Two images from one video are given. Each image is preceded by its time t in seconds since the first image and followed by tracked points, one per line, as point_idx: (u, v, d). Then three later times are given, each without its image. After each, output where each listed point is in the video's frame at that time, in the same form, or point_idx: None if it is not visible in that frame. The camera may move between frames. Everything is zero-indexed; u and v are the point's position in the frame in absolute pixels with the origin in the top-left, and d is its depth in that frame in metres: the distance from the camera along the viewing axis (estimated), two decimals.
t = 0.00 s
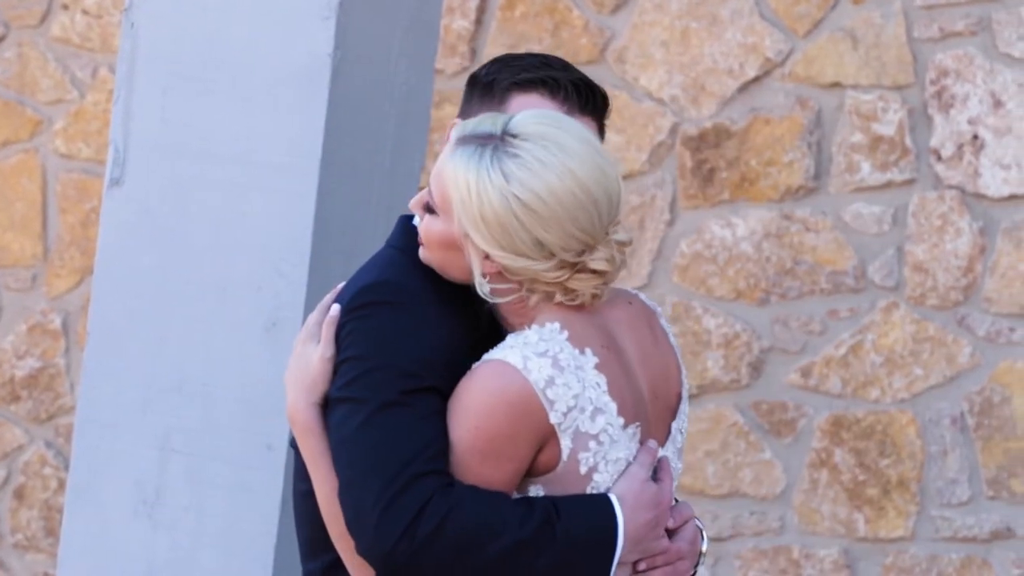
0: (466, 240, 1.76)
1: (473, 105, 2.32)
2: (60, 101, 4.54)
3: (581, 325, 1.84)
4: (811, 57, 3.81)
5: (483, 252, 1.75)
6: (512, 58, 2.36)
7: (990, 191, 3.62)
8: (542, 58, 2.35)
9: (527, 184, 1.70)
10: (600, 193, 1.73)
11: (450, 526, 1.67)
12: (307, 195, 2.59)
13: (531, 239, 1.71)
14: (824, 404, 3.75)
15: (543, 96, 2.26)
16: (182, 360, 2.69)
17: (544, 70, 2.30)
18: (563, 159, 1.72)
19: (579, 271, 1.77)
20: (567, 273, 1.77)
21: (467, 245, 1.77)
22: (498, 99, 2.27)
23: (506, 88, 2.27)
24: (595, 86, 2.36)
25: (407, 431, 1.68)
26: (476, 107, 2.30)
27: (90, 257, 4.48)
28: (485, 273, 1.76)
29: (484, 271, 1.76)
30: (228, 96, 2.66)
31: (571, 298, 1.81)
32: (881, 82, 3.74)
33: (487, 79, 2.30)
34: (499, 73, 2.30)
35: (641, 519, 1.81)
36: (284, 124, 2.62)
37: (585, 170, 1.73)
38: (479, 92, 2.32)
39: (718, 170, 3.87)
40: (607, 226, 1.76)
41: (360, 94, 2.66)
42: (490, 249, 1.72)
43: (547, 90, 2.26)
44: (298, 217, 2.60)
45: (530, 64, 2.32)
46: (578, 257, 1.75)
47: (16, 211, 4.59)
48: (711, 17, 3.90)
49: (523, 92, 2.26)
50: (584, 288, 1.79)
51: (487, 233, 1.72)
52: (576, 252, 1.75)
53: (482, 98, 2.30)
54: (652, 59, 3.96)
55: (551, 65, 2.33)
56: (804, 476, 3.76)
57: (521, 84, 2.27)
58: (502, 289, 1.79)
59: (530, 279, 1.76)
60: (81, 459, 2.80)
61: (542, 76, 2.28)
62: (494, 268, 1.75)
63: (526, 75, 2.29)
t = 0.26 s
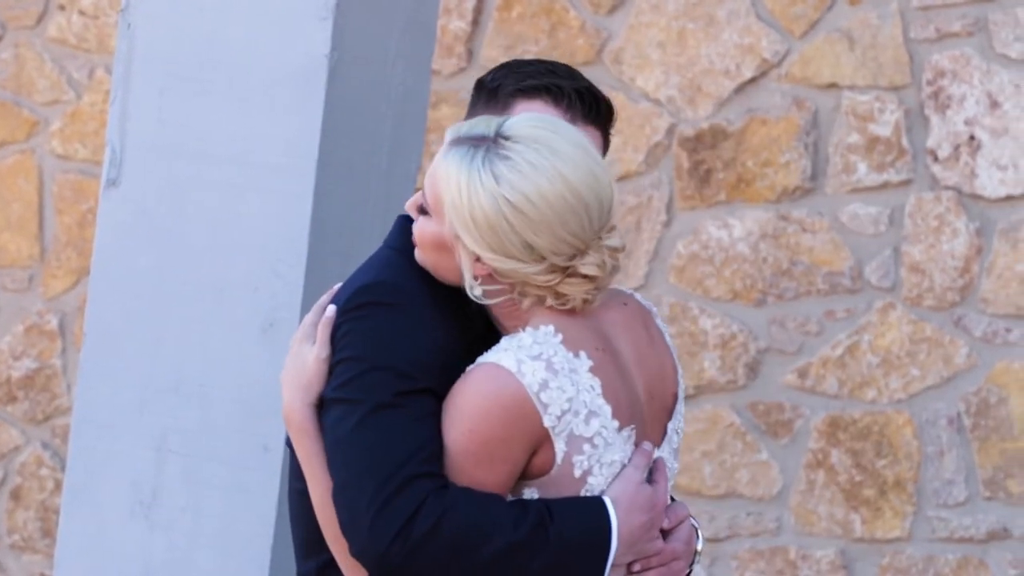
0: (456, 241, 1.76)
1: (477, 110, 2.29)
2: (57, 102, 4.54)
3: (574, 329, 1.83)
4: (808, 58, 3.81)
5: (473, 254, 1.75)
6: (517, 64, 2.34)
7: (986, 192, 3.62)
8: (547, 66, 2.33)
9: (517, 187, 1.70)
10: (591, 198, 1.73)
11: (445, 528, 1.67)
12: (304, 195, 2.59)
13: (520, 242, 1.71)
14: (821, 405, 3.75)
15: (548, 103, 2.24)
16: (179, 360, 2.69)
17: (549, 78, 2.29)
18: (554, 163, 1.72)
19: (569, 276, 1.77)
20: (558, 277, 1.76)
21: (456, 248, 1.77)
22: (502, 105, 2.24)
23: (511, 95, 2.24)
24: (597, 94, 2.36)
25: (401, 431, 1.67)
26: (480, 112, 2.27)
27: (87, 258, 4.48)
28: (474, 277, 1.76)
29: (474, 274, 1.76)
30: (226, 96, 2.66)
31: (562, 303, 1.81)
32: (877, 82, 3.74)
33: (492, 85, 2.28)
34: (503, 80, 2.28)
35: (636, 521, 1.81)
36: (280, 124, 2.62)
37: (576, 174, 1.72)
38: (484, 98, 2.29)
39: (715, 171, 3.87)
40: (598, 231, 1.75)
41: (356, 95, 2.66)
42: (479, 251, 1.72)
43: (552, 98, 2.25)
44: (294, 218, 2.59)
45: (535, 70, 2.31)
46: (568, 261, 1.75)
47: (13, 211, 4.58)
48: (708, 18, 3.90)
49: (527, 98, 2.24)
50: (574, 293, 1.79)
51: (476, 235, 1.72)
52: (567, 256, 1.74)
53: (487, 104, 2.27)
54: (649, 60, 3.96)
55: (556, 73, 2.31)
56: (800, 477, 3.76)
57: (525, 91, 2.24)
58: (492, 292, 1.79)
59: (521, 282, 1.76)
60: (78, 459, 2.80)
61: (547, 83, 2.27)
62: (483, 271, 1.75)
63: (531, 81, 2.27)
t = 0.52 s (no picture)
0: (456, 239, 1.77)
1: (467, 103, 2.29)
2: (54, 103, 4.54)
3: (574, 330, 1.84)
4: (805, 58, 3.81)
5: (473, 251, 1.75)
6: (508, 58, 2.33)
7: (983, 193, 3.62)
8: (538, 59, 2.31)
9: (517, 187, 1.70)
10: (591, 200, 1.73)
11: (442, 530, 1.67)
12: (302, 195, 2.59)
13: (520, 242, 1.71)
14: (818, 405, 3.75)
15: (542, 98, 2.24)
16: (176, 360, 2.69)
17: (540, 71, 2.28)
18: (556, 164, 1.72)
19: (569, 277, 1.77)
20: (557, 278, 1.76)
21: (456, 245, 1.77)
22: (495, 101, 2.24)
23: (503, 90, 2.24)
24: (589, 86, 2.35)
25: (396, 435, 1.68)
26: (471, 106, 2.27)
27: (84, 259, 4.47)
28: (474, 273, 1.77)
29: (473, 270, 1.76)
30: (224, 96, 2.66)
31: (561, 303, 1.81)
32: (875, 83, 3.74)
33: (483, 78, 2.27)
34: (495, 74, 2.27)
35: (633, 522, 1.80)
36: (279, 124, 2.62)
37: (577, 176, 1.72)
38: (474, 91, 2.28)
39: (712, 171, 3.88)
40: (598, 233, 1.75)
41: (354, 95, 2.66)
42: (479, 250, 1.73)
43: (546, 93, 2.25)
44: (293, 219, 2.60)
45: (526, 64, 2.29)
46: (568, 263, 1.75)
47: (10, 212, 4.58)
48: (705, 19, 3.90)
49: (520, 93, 2.24)
50: (573, 294, 1.79)
51: (477, 234, 1.72)
52: (567, 257, 1.74)
53: (478, 99, 2.27)
54: (646, 61, 3.96)
55: (547, 65, 2.31)
56: (798, 478, 3.76)
57: (518, 85, 2.24)
58: (493, 290, 1.80)
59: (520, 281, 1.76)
60: (75, 460, 2.80)
61: (540, 78, 2.26)
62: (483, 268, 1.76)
63: (524, 75, 2.26)
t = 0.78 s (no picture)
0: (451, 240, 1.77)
1: (443, 101, 2.20)
2: (51, 103, 4.54)
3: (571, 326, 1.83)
4: (803, 59, 3.81)
5: (468, 253, 1.75)
6: (480, 50, 2.25)
7: (981, 193, 3.62)
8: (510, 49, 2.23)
9: (510, 188, 1.70)
10: (584, 198, 1.73)
11: (443, 525, 1.66)
12: (299, 196, 2.59)
13: (515, 242, 1.71)
14: (815, 406, 3.75)
15: (518, 91, 2.18)
16: (174, 360, 2.69)
17: (512, 62, 2.20)
18: (547, 163, 1.72)
19: (565, 274, 1.77)
20: (554, 275, 1.76)
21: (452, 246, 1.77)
22: (470, 97, 2.17)
23: (478, 84, 2.18)
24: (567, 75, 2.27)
25: (398, 430, 1.67)
26: (448, 105, 2.19)
27: (81, 259, 4.47)
28: (470, 272, 1.76)
29: (470, 272, 1.76)
30: (221, 97, 2.66)
31: (559, 300, 1.81)
32: (872, 83, 3.74)
33: (456, 74, 2.19)
34: (467, 68, 2.19)
35: (633, 520, 1.80)
36: (277, 124, 2.62)
37: (569, 173, 1.72)
38: (449, 88, 2.20)
39: (709, 172, 3.88)
40: (592, 229, 1.75)
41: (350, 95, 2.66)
42: (475, 251, 1.73)
43: (521, 85, 2.18)
44: (290, 220, 2.60)
45: (496, 54, 2.22)
46: (563, 260, 1.75)
47: (7, 212, 4.58)
48: (702, 19, 3.90)
49: (494, 87, 2.18)
50: (571, 290, 1.79)
51: (471, 235, 1.72)
52: (562, 255, 1.74)
53: (452, 95, 2.19)
54: (644, 61, 3.96)
55: (521, 56, 2.22)
56: (795, 478, 3.76)
57: (492, 79, 2.18)
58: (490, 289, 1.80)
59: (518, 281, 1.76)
60: (72, 460, 2.80)
61: (515, 69, 2.18)
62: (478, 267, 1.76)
63: (498, 68, 2.19)
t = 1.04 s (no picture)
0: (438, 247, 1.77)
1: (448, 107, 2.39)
2: (46, 103, 4.54)
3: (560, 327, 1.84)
4: (798, 59, 3.81)
5: (456, 260, 1.75)
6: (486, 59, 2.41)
7: (975, 193, 3.64)
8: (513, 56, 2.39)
9: (493, 196, 1.70)
10: (568, 202, 1.73)
11: (437, 524, 1.66)
12: (294, 196, 2.60)
13: (501, 250, 1.71)
14: (810, 406, 3.75)
15: (513, 96, 2.33)
16: (168, 361, 2.69)
17: (510, 69, 2.35)
18: (529, 169, 1.72)
19: (553, 277, 1.78)
20: (542, 279, 1.77)
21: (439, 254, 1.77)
22: (470, 103, 2.34)
23: (477, 91, 2.34)
24: (567, 80, 2.41)
25: (391, 429, 1.67)
26: (452, 110, 2.37)
27: (76, 259, 4.47)
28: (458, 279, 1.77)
29: (457, 279, 1.77)
30: (215, 97, 2.66)
31: (548, 302, 1.82)
32: (867, 84, 3.75)
33: (460, 80, 2.37)
34: (471, 74, 2.36)
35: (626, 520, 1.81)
36: (271, 126, 2.62)
37: (552, 179, 1.72)
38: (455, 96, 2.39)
39: (705, 172, 3.88)
40: (579, 233, 1.75)
41: (346, 96, 2.67)
42: (461, 258, 1.73)
43: (518, 91, 2.33)
44: (285, 221, 2.61)
45: (501, 62, 2.38)
46: (551, 263, 1.75)
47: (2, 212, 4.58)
48: (697, 19, 3.90)
49: (493, 93, 2.33)
50: (560, 293, 1.80)
51: (457, 244, 1.72)
52: (548, 258, 1.75)
53: (455, 102, 2.36)
54: (639, 61, 3.96)
55: (522, 63, 2.38)
56: (790, 478, 3.76)
57: (491, 85, 2.33)
58: (479, 294, 1.80)
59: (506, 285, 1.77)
60: (67, 460, 2.80)
61: (512, 76, 2.34)
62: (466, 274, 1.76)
63: (497, 75, 2.35)
